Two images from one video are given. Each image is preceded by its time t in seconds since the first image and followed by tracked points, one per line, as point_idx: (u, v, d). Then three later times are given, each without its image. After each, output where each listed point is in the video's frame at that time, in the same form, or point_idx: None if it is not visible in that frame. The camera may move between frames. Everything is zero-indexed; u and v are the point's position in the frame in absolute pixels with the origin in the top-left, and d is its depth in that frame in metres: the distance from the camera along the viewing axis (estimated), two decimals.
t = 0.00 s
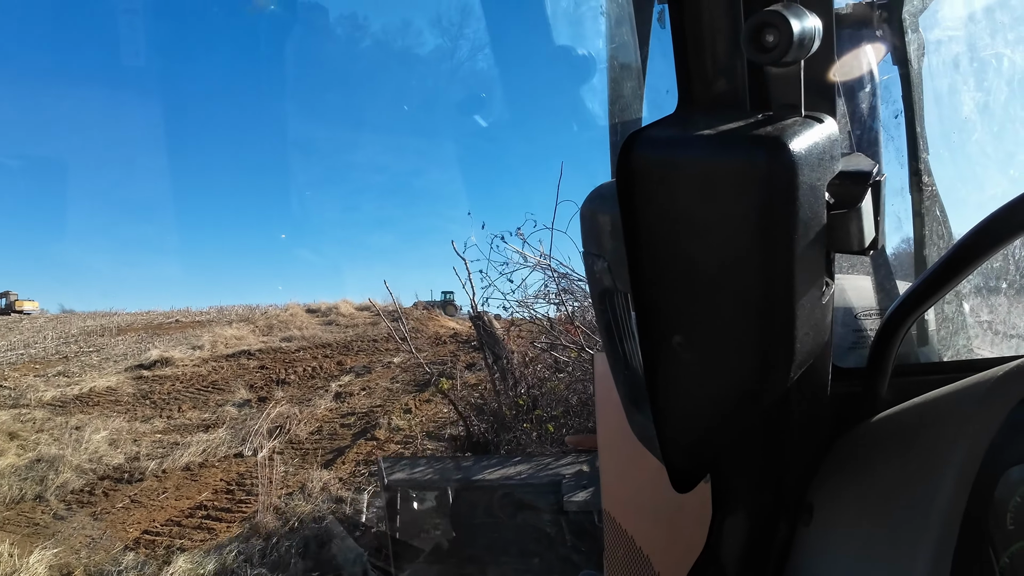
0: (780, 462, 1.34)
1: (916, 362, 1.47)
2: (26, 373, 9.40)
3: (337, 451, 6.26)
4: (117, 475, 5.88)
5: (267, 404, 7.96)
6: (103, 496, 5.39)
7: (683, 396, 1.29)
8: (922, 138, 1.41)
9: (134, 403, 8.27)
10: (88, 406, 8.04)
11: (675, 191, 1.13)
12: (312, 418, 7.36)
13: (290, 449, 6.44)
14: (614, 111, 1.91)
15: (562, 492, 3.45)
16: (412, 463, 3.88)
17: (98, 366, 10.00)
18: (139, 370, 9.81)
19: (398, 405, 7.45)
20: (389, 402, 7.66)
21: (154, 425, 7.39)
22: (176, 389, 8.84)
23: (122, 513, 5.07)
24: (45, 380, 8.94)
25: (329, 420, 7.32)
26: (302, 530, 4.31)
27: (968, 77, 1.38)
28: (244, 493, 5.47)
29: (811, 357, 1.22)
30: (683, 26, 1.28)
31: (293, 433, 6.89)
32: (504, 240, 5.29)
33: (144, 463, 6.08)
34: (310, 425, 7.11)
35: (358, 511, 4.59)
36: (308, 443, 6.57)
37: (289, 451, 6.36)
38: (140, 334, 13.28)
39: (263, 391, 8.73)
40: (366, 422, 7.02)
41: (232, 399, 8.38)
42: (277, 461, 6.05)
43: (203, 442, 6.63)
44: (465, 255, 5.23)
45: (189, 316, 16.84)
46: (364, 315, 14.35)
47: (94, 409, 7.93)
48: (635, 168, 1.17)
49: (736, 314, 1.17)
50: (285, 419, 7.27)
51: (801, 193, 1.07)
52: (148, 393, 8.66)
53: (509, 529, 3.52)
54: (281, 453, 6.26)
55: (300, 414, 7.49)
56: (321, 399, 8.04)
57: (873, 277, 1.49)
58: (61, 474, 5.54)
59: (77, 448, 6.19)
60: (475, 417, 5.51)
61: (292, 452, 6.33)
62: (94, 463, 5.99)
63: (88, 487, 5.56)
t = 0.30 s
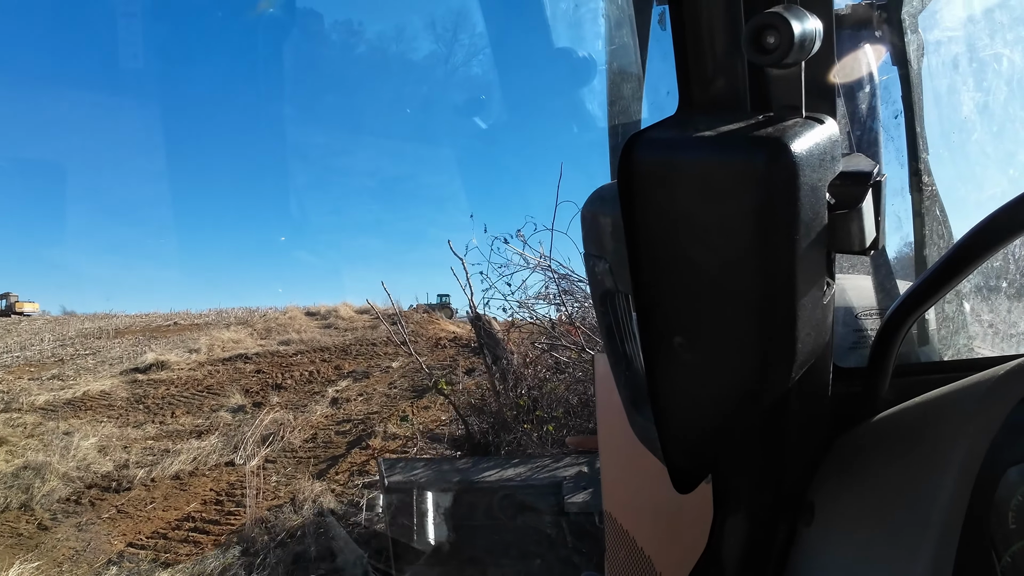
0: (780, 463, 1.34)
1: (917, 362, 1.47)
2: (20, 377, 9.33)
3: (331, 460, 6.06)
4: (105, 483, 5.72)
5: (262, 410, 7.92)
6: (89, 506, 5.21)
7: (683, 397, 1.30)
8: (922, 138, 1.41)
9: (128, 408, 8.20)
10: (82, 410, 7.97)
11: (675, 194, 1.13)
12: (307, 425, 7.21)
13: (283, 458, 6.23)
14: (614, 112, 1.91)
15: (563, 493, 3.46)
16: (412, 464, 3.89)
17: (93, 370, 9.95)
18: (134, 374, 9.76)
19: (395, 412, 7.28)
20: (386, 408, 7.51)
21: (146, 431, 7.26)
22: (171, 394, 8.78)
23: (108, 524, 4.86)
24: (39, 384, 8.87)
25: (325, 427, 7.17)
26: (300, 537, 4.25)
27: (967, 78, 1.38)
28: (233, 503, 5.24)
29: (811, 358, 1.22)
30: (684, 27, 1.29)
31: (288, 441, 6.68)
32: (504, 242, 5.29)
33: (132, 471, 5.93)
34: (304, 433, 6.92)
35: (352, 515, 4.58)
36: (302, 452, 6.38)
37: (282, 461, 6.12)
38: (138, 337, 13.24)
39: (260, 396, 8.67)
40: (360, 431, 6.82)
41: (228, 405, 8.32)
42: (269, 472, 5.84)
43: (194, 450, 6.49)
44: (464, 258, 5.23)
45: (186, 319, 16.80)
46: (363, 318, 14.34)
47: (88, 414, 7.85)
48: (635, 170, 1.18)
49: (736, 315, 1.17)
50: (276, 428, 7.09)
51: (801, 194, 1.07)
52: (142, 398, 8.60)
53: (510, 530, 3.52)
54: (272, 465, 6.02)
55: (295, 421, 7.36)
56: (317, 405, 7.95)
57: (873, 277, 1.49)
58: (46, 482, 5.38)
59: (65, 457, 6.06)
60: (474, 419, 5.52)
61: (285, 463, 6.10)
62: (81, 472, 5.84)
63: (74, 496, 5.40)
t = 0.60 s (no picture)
0: (779, 463, 1.34)
1: (916, 362, 1.47)
2: (14, 380, 9.23)
3: (324, 469, 5.72)
4: (92, 492, 5.37)
5: (253, 416, 7.69)
6: (73, 516, 4.90)
7: (682, 398, 1.29)
8: (921, 138, 1.41)
9: (121, 413, 8.01)
10: (75, 413, 7.86)
11: (674, 194, 1.13)
12: (300, 432, 6.85)
13: (274, 467, 5.89)
14: (613, 113, 1.90)
15: (564, 494, 3.47)
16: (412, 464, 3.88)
17: (88, 373, 9.86)
18: (129, 378, 9.68)
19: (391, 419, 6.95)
20: (382, 415, 7.15)
21: (137, 438, 6.98)
22: (165, 398, 8.61)
23: (92, 535, 4.58)
24: (33, 387, 8.78)
25: (319, 435, 6.79)
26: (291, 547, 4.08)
27: (966, 78, 1.38)
28: (221, 516, 4.88)
29: (810, 358, 1.22)
30: (682, 27, 1.29)
31: (280, 449, 6.32)
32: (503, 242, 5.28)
33: (120, 480, 5.59)
34: (296, 442, 6.52)
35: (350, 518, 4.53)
36: (293, 461, 6.02)
37: (274, 470, 5.79)
38: (134, 340, 13.16)
39: (254, 402, 8.47)
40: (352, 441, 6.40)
41: (222, 409, 8.08)
42: (259, 483, 5.49)
43: (183, 458, 6.12)
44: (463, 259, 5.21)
45: (184, 322, 16.72)
46: (363, 322, 14.30)
47: (80, 417, 7.73)
48: (635, 170, 1.17)
49: (735, 316, 1.17)
50: (267, 437, 6.71)
51: (800, 194, 1.07)
52: (135, 402, 8.46)
53: (511, 530, 3.52)
54: (257, 479, 5.57)
55: (287, 427, 7.03)
56: (312, 411, 7.69)
57: (872, 277, 1.49)
58: (32, 491, 5.08)
59: (52, 462, 5.78)
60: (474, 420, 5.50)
61: (277, 471, 5.78)
62: (68, 480, 5.53)
63: (60, 505, 5.07)
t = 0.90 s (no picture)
0: (778, 464, 1.34)
1: (916, 363, 1.47)
2: (7, 384, 9.16)
3: (316, 480, 5.61)
4: (78, 501, 5.22)
5: (246, 422, 7.57)
6: (58, 526, 4.69)
7: (682, 398, 1.30)
8: (920, 139, 1.41)
9: (112, 418, 7.90)
10: (67, 417, 7.79)
11: (675, 195, 1.13)
12: (293, 440, 6.73)
13: (265, 477, 5.74)
14: (613, 114, 1.90)
15: (563, 494, 3.46)
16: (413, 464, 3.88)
17: (82, 377, 9.79)
18: (123, 382, 9.61)
19: (383, 428, 6.80)
20: (377, 423, 7.02)
21: (128, 444, 6.85)
22: (158, 403, 8.49)
23: (77, 547, 4.44)
24: (26, 392, 8.71)
25: (313, 443, 6.69)
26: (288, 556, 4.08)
27: (966, 79, 1.38)
28: (207, 529, 4.82)
29: (810, 359, 1.22)
30: (682, 28, 1.29)
31: (273, 458, 6.17)
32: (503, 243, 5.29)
33: (107, 488, 5.43)
34: (289, 451, 6.38)
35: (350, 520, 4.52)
36: (285, 471, 5.89)
37: (265, 481, 5.64)
38: (131, 343, 13.11)
39: (249, 407, 8.34)
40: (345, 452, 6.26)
41: (216, 415, 7.96)
42: (248, 495, 5.35)
43: (173, 467, 5.97)
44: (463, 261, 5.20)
45: (181, 324, 16.66)
46: (361, 325, 14.27)
47: (71, 422, 7.65)
48: (636, 170, 1.18)
49: (736, 316, 1.17)
50: (261, 444, 6.50)
51: (800, 195, 1.07)
52: (129, 407, 8.37)
53: (510, 531, 3.52)
54: (246, 491, 5.40)
55: (280, 435, 6.86)
56: (306, 418, 7.54)
57: (872, 278, 1.49)
58: (17, 499, 4.85)
59: (38, 470, 5.57)
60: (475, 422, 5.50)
61: (267, 482, 5.64)
62: (55, 488, 5.33)
63: (45, 514, 4.86)
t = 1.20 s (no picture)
0: (779, 464, 1.34)
1: (917, 363, 1.47)
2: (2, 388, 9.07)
3: (307, 491, 5.45)
4: (64, 510, 5.01)
5: (239, 429, 7.46)
6: (42, 536, 4.47)
7: (682, 398, 1.30)
8: (921, 138, 1.41)
9: (104, 424, 7.82)
10: (57, 422, 7.70)
11: (675, 195, 1.14)
12: (285, 447, 6.62)
13: (256, 487, 5.61)
14: (613, 114, 1.89)
15: (564, 497, 3.46)
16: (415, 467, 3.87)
17: (78, 381, 9.70)
18: (117, 385, 9.52)
19: (375, 438, 6.65)
20: (373, 432, 6.89)
21: (118, 451, 6.75)
22: (151, 408, 8.40)
23: (59, 558, 4.18)
24: (20, 395, 8.62)
25: (306, 451, 6.57)
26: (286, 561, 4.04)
27: (967, 78, 1.38)
28: (194, 540, 4.62)
29: (811, 359, 1.21)
30: (682, 27, 1.29)
31: (265, 466, 6.05)
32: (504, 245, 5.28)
33: (93, 497, 5.29)
34: (281, 459, 6.27)
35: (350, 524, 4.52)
36: (277, 481, 5.76)
37: (255, 491, 5.51)
38: (128, 346, 13.02)
39: (244, 412, 8.26)
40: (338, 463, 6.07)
41: (209, 421, 7.87)
42: (237, 505, 5.23)
43: (161, 475, 5.87)
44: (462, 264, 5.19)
45: (179, 326, 16.60)
46: (361, 328, 14.25)
47: (60, 427, 7.55)
48: (636, 170, 1.18)
49: (736, 317, 1.17)
50: (249, 454, 6.39)
51: (801, 194, 1.07)
52: (122, 411, 8.29)
53: (510, 534, 3.52)
54: (235, 501, 5.30)
55: (273, 443, 6.73)
56: (300, 425, 7.45)
57: (872, 277, 1.49)
58: None
59: (24, 477, 5.37)
60: (475, 425, 5.49)
61: (257, 492, 5.51)
62: (41, 496, 5.10)
63: (29, 524, 4.65)
